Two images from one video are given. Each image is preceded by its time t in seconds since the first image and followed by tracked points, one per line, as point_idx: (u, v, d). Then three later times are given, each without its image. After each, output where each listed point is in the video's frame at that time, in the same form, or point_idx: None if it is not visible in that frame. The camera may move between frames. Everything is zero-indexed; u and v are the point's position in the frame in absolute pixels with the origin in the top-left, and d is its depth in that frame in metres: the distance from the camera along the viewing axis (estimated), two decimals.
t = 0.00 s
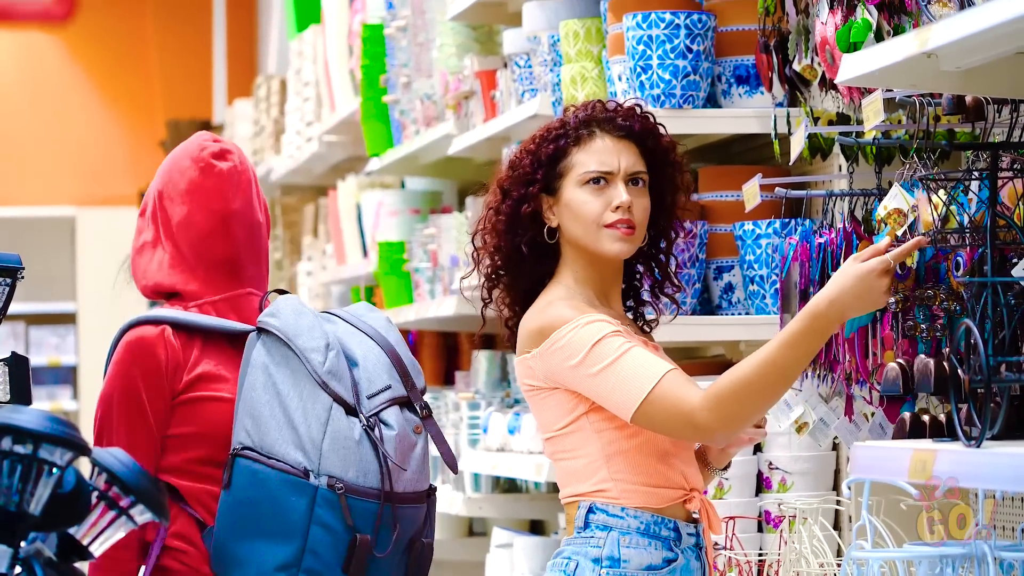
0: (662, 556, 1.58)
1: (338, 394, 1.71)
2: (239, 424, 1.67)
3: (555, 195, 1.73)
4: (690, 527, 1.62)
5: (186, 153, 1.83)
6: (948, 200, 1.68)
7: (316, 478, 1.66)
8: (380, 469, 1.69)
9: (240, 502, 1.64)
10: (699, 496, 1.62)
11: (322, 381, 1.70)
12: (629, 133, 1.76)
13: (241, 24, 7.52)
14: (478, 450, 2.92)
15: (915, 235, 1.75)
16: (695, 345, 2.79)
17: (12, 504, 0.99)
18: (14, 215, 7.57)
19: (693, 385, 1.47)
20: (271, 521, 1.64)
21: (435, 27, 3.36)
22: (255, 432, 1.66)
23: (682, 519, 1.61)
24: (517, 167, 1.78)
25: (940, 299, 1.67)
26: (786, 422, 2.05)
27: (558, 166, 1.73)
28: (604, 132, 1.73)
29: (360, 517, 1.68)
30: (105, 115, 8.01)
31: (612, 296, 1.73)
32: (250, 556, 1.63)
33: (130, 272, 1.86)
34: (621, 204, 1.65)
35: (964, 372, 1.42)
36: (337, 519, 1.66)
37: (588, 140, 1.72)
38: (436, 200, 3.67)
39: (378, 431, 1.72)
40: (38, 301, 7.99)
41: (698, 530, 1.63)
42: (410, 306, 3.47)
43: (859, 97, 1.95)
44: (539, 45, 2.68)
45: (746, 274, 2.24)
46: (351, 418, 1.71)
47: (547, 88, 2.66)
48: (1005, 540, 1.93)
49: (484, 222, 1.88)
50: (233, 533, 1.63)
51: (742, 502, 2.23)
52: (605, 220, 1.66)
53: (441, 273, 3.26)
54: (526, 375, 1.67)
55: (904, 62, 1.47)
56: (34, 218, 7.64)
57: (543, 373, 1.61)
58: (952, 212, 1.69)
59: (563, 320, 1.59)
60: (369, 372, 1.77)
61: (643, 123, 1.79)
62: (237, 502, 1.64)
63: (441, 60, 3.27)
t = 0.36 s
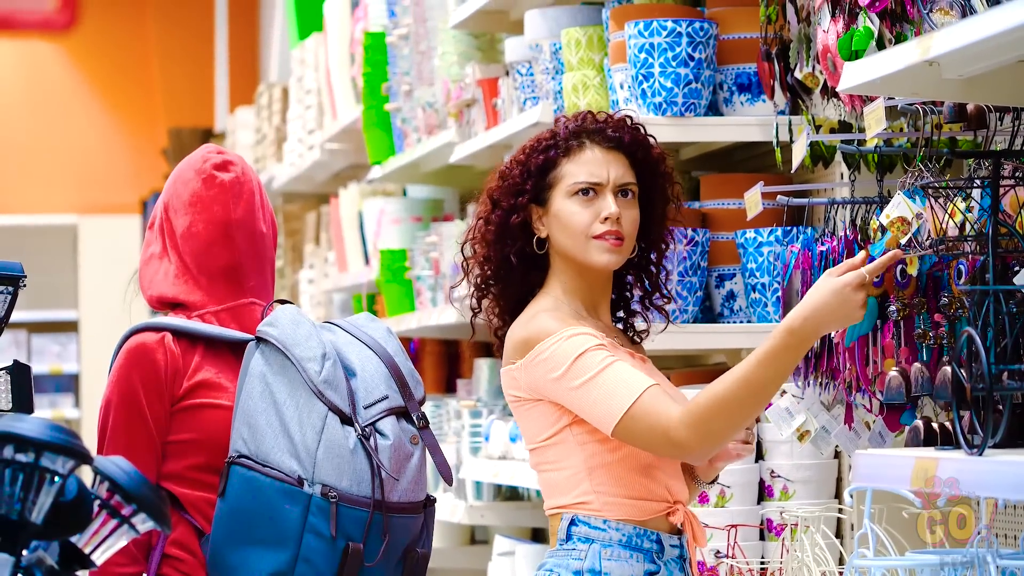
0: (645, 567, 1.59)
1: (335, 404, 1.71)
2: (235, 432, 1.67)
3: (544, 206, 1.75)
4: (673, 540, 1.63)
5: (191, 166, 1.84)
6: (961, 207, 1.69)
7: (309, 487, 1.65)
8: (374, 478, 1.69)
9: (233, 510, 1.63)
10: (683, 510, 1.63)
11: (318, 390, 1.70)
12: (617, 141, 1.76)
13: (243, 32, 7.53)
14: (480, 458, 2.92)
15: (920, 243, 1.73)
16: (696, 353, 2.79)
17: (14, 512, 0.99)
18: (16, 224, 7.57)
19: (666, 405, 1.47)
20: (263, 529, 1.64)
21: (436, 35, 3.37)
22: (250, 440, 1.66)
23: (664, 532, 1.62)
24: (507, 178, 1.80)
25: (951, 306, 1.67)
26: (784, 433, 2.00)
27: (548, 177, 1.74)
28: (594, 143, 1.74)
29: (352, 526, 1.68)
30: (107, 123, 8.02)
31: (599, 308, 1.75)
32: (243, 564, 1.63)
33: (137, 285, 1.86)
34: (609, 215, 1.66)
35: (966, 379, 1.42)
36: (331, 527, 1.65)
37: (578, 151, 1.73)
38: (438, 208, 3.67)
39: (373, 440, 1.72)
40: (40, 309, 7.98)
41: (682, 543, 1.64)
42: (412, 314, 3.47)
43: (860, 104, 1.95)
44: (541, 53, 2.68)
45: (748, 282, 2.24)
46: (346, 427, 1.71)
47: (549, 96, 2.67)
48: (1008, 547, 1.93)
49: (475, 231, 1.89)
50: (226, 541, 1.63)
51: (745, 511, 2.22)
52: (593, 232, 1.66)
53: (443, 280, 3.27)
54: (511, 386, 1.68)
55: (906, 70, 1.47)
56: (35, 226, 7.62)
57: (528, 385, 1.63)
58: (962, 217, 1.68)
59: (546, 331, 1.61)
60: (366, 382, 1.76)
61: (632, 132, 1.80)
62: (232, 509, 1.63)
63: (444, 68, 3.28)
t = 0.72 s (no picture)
0: None
1: (340, 406, 1.70)
2: (241, 435, 1.67)
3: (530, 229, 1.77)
4: (626, 562, 1.63)
5: (199, 168, 1.84)
6: (952, 212, 1.68)
7: (315, 489, 1.65)
8: (380, 480, 1.69)
9: (239, 513, 1.64)
10: (639, 537, 1.65)
11: (323, 392, 1.70)
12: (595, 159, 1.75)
13: (243, 35, 7.54)
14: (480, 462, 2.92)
15: (918, 247, 1.74)
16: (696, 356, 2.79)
17: (15, 515, 0.99)
18: (17, 228, 7.57)
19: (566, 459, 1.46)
20: (269, 532, 1.64)
21: (437, 39, 3.37)
22: (255, 443, 1.66)
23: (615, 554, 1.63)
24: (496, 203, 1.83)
25: (946, 311, 1.68)
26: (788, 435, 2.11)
27: (529, 199, 1.77)
28: (572, 162, 1.75)
29: (357, 529, 1.67)
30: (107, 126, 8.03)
31: (587, 329, 1.73)
32: (249, 566, 1.64)
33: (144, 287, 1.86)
34: (583, 233, 1.66)
35: (965, 383, 1.42)
36: (336, 530, 1.65)
37: (556, 170, 1.74)
38: (438, 211, 3.68)
39: (378, 443, 1.71)
40: (41, 313, 7.97)
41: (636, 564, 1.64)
42: (412, 318, 3.48)
43: (860, 108, 1.95)
44: (541, 56, 2.69)
45: (748, 286, 2.24)
46: (351, 429, 1.71)
47: (549, 100, 2.67)
48: (1008, 551, 1.93)
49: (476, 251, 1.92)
50: (232, 543, 1.64)
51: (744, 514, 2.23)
52: (570, 251, 1.66)
53: (443, 284, 3.28)
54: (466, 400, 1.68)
55: (907, 74, 1.48)
56: (36, 230, 7.61)
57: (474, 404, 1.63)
58: (956, 224, 1.69)
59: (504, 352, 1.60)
60: (371, 385, 1.76)
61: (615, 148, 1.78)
62: (238, 511, 1.64)
63: (444, 72, 3.28)
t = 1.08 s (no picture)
0: None
1: (349, 404, 1.71)
2: (250, 432, 1.67)
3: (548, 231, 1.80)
4: (577, 561, 1.60)
5: (209, 164, 1.84)
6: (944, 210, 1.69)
7: (324, 486, 1.66)
8: (389, 477, 1.69)
9: (247, 511, 1.63)
10: (588, 541, 1.61)
11: (332, 390, 1.70)
12: (558, 162, 1.69)
13: (242, 35, 7.54)
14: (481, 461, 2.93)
15: (914, 244, 1.76)
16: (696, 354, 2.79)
17: (15, 513, 0.98)
18: (17, 228, 7.56)
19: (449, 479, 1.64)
20: (277, 529, 1.64)
21: (436, 37, 3.37)
22: (264, 440, 1.66)
23: (562, 553, 1.61)
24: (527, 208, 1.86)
25: (939, 308, 1.70)
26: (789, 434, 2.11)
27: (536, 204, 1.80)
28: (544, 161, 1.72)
29: (366, 526, 1.68)
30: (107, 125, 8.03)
31: (586, 325, 1.70)
32: (258, 565, 1.63)
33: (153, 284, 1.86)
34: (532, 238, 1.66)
35: (964, 380, 1.42)
36: (345, 527, 1.66)
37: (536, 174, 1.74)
38: (438, 210, 3.68)
39: (387, 441, 1.72)
40: (41, 312, 7.96)
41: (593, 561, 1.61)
42: (412, 316, 3.48)
43: (859, 106, 1.95)
44: (540, 55, 2.69)
45: (746, 284, 2.25)
46: (360, 427, 1.71)
47: (548, 98, 2.68)
48: (1007, 548, 1.94)
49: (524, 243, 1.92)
50: (240, 543, 1.63)
51: (745, 511, 2.23)
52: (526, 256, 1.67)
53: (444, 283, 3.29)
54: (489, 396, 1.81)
55: (905, 71, 1.48)
56: (35, 230, 7.60)
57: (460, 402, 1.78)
58: (948, 221, 1.71)
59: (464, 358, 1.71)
60: (380, 382, 1.76)
61: (586, 145, 1.70)
62: (247, 511, 1.63)
63: (444, 70, 3.28)
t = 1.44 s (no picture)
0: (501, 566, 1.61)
1: (351, 397, 1.69)
2: (252, 426, 1.67)
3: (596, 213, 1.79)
4: (552, 547, 1.58)
5: (214, 159, 1.84)
6: (952, 204, 1.71)
7: (325, 480, 1.65)
8: (390, 471, 1.67)
9: (249, 505, 1.63)
10: (555, 526, 1.58)
11: (334, 383, 1.69)
12: (536, 161, 1.68)
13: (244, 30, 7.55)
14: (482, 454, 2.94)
15: (917, 237, 1.77)
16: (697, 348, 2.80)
17: (15, 506, 0.99)
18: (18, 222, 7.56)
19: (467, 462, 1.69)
20: (279, 522, 1.63)
21: (437, 31, 3.37)
22: (266, 434, 1.66)
23: (538, 538, 1.60)
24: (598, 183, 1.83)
25: (945, 301, 1.70)
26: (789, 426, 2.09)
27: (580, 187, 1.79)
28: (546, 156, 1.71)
29: (368, 520, 1.66)
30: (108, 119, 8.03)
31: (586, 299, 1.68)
32: (258, 557, 1.64)
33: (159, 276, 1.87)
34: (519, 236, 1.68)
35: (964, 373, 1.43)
36: (347, 520, 1.65)
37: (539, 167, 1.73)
38: (439, 203, 3.67)
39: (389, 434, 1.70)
40: (42, 306, 7.96)
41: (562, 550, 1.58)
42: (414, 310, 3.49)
43: (859, 99, 1.95)
44: (541, 48, 2.69)
45: (747, 277, 2.25)
46: (362, 420, 1.70)
47: (549, 92, 2.69)
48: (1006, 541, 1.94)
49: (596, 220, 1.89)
50: (242, 535, 1.64)
51: (745, 504, 2.24)
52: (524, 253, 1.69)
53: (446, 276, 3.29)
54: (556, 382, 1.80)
55: (904, 65, 1.48)
56: (37, 223, 7.60)
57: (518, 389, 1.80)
58: (956, 215, 1.73)
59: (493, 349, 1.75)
60: (383, 375, 1.74)
61: (567, 141, 1.67)
62: (248, 503, 1.63)
63: (445, 63, 3.28)
